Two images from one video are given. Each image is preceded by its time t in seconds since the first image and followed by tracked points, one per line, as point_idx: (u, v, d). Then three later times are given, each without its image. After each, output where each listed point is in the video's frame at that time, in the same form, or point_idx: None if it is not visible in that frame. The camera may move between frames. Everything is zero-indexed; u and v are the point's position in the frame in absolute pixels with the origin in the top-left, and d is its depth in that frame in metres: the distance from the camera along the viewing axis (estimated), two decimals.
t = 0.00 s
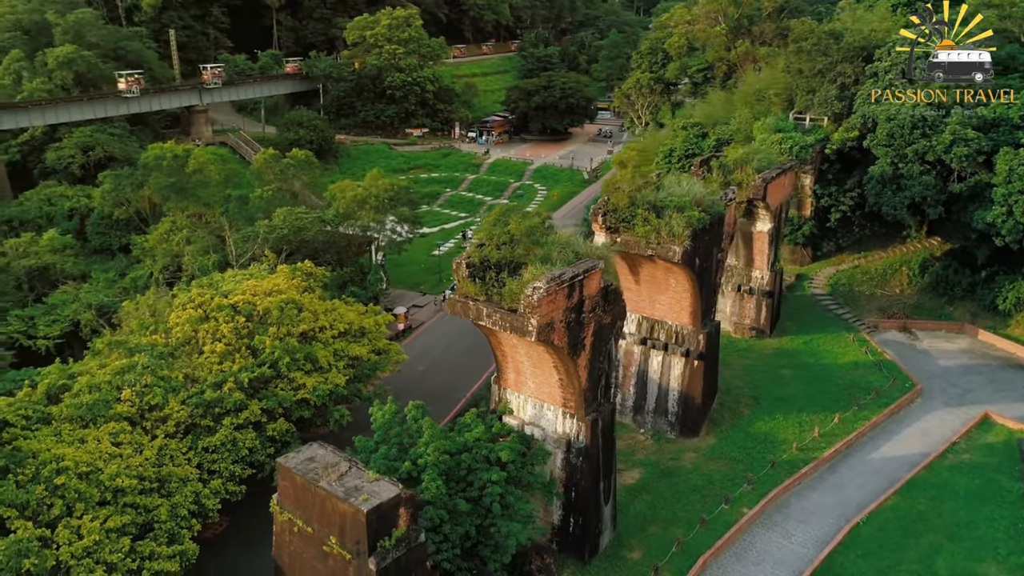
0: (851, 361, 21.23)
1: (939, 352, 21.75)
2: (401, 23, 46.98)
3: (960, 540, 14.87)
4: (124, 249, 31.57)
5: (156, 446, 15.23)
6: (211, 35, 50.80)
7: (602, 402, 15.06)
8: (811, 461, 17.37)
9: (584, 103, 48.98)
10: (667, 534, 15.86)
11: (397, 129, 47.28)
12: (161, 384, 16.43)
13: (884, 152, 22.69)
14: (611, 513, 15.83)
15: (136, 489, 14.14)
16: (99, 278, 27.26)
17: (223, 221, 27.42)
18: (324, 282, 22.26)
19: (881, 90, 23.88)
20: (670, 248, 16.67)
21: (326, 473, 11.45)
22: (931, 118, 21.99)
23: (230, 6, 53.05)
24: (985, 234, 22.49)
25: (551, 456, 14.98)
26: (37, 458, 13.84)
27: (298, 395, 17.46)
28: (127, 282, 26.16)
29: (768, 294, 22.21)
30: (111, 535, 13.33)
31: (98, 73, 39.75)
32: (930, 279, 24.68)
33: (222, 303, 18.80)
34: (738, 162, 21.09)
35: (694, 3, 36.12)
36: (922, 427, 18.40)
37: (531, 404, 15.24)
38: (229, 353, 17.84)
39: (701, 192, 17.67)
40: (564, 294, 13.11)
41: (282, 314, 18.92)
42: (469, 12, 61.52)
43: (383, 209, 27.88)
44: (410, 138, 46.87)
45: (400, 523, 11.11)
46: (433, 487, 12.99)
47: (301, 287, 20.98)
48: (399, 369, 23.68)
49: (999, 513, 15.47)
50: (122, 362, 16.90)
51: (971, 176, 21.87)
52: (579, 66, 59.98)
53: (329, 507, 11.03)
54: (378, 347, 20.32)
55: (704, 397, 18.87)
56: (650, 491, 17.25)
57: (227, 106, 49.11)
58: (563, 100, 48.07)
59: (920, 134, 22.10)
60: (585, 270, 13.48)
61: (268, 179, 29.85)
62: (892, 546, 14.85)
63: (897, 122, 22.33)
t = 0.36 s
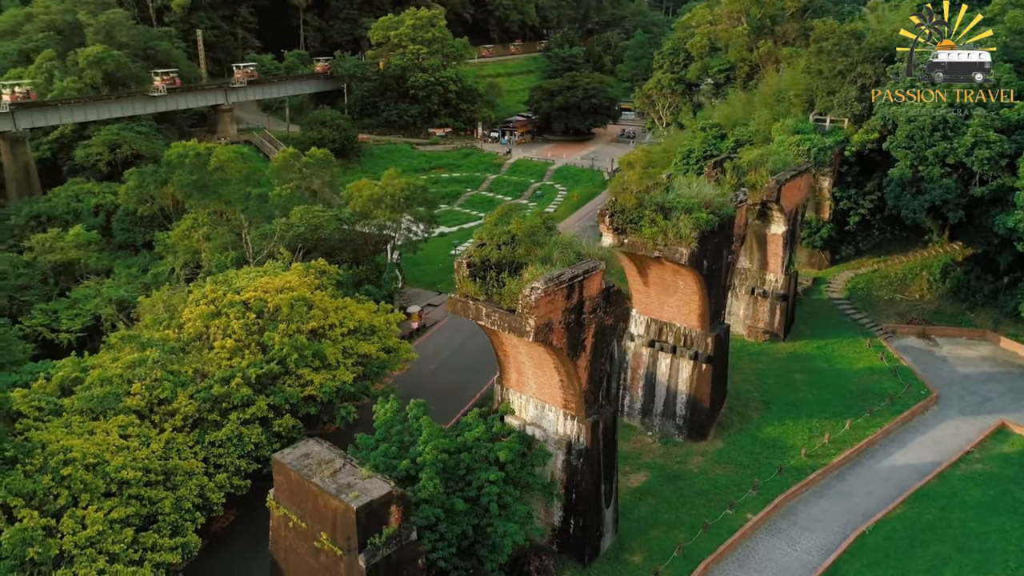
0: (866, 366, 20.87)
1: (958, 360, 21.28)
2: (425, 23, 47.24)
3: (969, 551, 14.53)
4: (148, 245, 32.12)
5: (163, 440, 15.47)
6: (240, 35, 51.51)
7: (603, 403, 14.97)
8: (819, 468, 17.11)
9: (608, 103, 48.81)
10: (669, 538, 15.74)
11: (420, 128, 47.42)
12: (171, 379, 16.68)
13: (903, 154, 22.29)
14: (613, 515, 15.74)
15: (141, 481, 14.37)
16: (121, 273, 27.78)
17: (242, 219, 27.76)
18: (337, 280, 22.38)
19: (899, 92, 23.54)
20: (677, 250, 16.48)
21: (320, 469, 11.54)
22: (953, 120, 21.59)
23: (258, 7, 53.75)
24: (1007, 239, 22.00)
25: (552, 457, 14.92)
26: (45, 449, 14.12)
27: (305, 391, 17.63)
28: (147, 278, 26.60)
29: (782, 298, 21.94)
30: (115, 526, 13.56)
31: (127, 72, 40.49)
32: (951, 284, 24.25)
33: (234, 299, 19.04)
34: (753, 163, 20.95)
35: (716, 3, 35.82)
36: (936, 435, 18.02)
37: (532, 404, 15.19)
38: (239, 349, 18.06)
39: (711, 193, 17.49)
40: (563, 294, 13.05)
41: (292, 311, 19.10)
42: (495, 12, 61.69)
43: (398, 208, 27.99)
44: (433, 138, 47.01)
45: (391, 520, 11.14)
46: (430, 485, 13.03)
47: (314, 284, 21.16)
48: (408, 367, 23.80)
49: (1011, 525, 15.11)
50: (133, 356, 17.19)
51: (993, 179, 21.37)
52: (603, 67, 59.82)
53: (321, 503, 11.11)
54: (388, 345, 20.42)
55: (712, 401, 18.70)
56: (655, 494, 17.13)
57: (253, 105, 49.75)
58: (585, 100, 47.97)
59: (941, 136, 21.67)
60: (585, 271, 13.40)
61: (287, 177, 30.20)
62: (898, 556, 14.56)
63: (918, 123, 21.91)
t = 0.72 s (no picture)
0: (879, 372, 20.52)
1: (975, 367, 20.83)
2: (447, 23, 47.43)
3: (976, 563, 14.22)
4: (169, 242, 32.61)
5: (170, 433, 15.70)
6: (266, 35, 52.13)
7: (604, 404, 14.90)
8: (826, 475, 16.88)
9: (629, 104, 48.65)
10: (670, 542, 15.62)
11: (442, 128, 47.64)
12: (179, 373, 16.91)
13: (922, 157, 21.96)
14: (614, 517, 15.66)
15: (146, 474, 14.60)
16: (142, 269, 28.24)
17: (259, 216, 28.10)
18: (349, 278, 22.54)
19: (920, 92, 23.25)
20: (683, 251, 16.39)
21: (315, 465, 11.62)
22: (972, 121, 21.23)
23: (284, 7, 54.36)
24: None
25: (552, 458, 14.88)
26: (53, 441, 14.38)
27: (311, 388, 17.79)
28: (167, 274, 27.00)
29: (796, 301, 21.68)
30: (118, 517, 13.80)
31: (153, 71, 41.14)
32: (971, 289, 23.75)
33: (245, 296, 19.27)
34: (766, 164, 20.72)
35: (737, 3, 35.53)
36: (948, 443, 17.68)
37: (534, 405, 15.17)
38: (248, 345, 18.27)
39: (720, 194, 17.33)
40: (561, 294, 13.00)
41: (301, 308, 19.27)
42: (519, 12, 61.82)
43: (414, 208, 27.88)
44: (454, 137, 47.23)
45: (383, 518, 11.20)
46: (427, 483, 13.08)
47: (325, 282, 21.31)
48: (419, 366, 23.88)
49: (1021, 537, 14.76)
50: (144, 351, 17.45)
51: (1014, 183, 20.92)
52: (627, 67, 59.59)
53: (314, 499, 11.20)
54: (397, 343, 20.53)
55: (719, 404, 18.54)
56: (658, 497, 17.01)
57: (277, 104, 50.30)
58: (606, 101, 47.86)
59: (960, 138, 21.33)
60: (585, 272, 13.32)
61: (304, 175, 30.48)
62: (902, 565, 14.28)
63: (937, 125, 21.64)
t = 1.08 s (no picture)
0: (893, 378, 20.14)
1: (993, 374, 20.38)
2: (470, 23, 47.61)
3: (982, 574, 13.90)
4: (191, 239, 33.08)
5: (176, 427, 15.92)
6: (292, 35, 52.73)
7: (605, 406, 14.82)
8: (833, 481, 16.61)
9: (652, 105, 48.40)
10: (671, 546, 15.50)
11: (464, 128, 47.74)
12: (188, 368, 17.14)
13: (941, 159, 21.65)
14: (614, 520, 15.57)
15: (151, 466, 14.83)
16: (162, 264, 28.69)
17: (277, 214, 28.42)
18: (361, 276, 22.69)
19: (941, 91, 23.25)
20: (689, 252, 16.24)
21: (308, 461, 11.71)
22: (993, 123, 20.80)
23: (310, 8, 54.93)
24: None
25: (552, 459, 14.83)
26: (61, 432, 14.65)
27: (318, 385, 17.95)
28: (186, 270, 27.39)
29: (809, 305, 21.43)
30: (122, 508, 14.04)
31: (179, 70, 41.76)
32: (993, 295, 23.20)
33: (256, 292, 19.49)
34: (779, 165, 20.37)
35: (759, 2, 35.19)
36: (961, 452, 17.31)
37: (534, 405, 15.14)
38: (256, 341, 18.48)
39: (729, 196, 17.16)
40: (559, 294, 12.96)
41: (309, 306, 19.45)
42: (544, 12, 61.88)
43: (429, 207, 27.97)
44: (476, 137, 47.32)
45: (374, 515, 11.25)
46: (423, 481, 13.11)
47: (336, 280, 21.46)
48: (428, 364, 24.00)
49: None
50: (154, 345, 17.72)
51: None
52: (652, 67, 59.27)
53: (306, 494, 11.28)
54: (406, 342, 20.62)
55: (727, 408, 18.35)
56: (661, 501, 16.90)
57: (302, 104, 50.86)
58: (628, 101, 47.68)
59: (981, 141, 20.96)
60: (584, 272, 13.25)
61: (322, 173, 30.75)
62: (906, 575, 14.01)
63: (955, 127, 21.32)
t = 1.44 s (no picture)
0: (907, 384, 19.78)
1: (1011, 382, 19.94)
2: (492, 23, 47.76)
3: None
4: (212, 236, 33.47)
5: (183, 421, 16.13)
6: (317, 35, 53.22)
7: (605, 407, 14.72)
8: (840, 487, 16.36)
9: (674, 105, 48.22)
10: (671, 549, 15.38)
11: (484, 127, 47.61)
12: (196, 362, 17.36)
13: (961, 161, 22.21)
14: (615, 521, 15.48)
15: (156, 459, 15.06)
16: (182, 260, 29.09)
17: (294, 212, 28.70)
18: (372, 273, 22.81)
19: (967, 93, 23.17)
20: (694, 254, 16.11)
21: (303, 456, 11.80)
22: (1014, 125, 21.47)
23: (335, 8, 55.42)
24: None
25: (552, 459, 14.79)
26: (69, 423, 14.92)
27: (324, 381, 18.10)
28: (204, 266, 27.75)
29: (822, 308, 21.14)
30: (126, 499, 14.26)
31: (204, 69, 42.33)
32: (1014, 301, 22.59)
33: (266, 289, 19.68)
34: (793, 167, 20.19)
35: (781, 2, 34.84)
36: (973, 460, 16.96)
37: (535, 405, 15.11)
38: (265, 337, 18.66)
39: (737, 197, 16.98)
40: (557, 294, 12.91)
41: (319, 303, 19.62)
42: (568, 12, 61.84)
43: (443, 206, 28.09)
44: (497, 137, 47.25)
45: (366, 511, 11.31)
46: (420, 479, 13.16)
47: (347, 277, 21.60)
48: (439, 362, 24.05)
49: None
50: (165, 340, 17.97)
51: None
52: (676, 68, 58.89)
53: (300, 489, 11.37)
54: (414, 340, 20.72)
55: (734, 411, 18.16)
56: (664, 503, 16.78)
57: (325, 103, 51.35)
58: (650, 102, 47.57)
59: (1001, 142, 21.62)
60: (583, 272, 13.19)
61: (340, 172, 31.00)
62: None
63: (976, 129, 21.90)
